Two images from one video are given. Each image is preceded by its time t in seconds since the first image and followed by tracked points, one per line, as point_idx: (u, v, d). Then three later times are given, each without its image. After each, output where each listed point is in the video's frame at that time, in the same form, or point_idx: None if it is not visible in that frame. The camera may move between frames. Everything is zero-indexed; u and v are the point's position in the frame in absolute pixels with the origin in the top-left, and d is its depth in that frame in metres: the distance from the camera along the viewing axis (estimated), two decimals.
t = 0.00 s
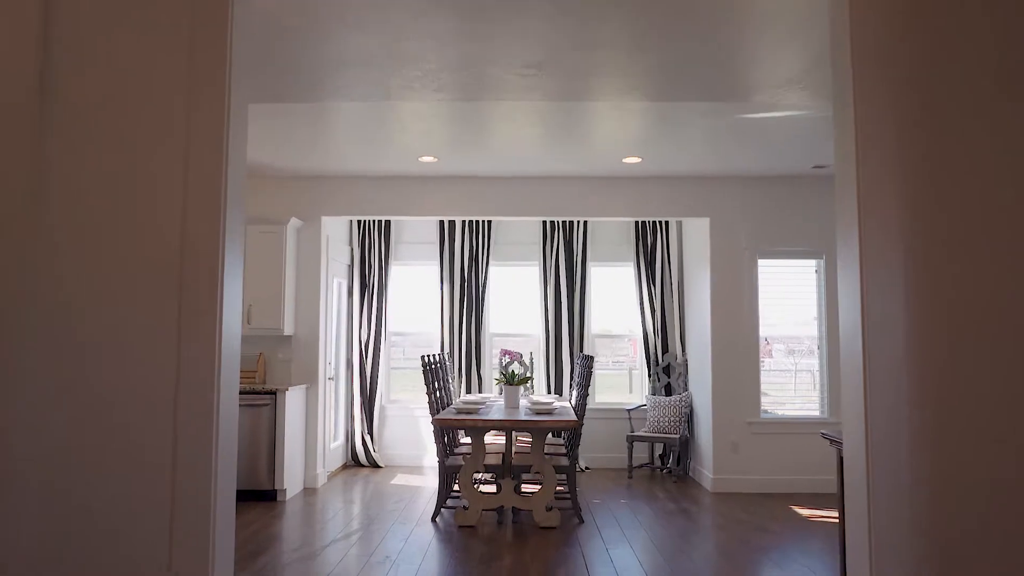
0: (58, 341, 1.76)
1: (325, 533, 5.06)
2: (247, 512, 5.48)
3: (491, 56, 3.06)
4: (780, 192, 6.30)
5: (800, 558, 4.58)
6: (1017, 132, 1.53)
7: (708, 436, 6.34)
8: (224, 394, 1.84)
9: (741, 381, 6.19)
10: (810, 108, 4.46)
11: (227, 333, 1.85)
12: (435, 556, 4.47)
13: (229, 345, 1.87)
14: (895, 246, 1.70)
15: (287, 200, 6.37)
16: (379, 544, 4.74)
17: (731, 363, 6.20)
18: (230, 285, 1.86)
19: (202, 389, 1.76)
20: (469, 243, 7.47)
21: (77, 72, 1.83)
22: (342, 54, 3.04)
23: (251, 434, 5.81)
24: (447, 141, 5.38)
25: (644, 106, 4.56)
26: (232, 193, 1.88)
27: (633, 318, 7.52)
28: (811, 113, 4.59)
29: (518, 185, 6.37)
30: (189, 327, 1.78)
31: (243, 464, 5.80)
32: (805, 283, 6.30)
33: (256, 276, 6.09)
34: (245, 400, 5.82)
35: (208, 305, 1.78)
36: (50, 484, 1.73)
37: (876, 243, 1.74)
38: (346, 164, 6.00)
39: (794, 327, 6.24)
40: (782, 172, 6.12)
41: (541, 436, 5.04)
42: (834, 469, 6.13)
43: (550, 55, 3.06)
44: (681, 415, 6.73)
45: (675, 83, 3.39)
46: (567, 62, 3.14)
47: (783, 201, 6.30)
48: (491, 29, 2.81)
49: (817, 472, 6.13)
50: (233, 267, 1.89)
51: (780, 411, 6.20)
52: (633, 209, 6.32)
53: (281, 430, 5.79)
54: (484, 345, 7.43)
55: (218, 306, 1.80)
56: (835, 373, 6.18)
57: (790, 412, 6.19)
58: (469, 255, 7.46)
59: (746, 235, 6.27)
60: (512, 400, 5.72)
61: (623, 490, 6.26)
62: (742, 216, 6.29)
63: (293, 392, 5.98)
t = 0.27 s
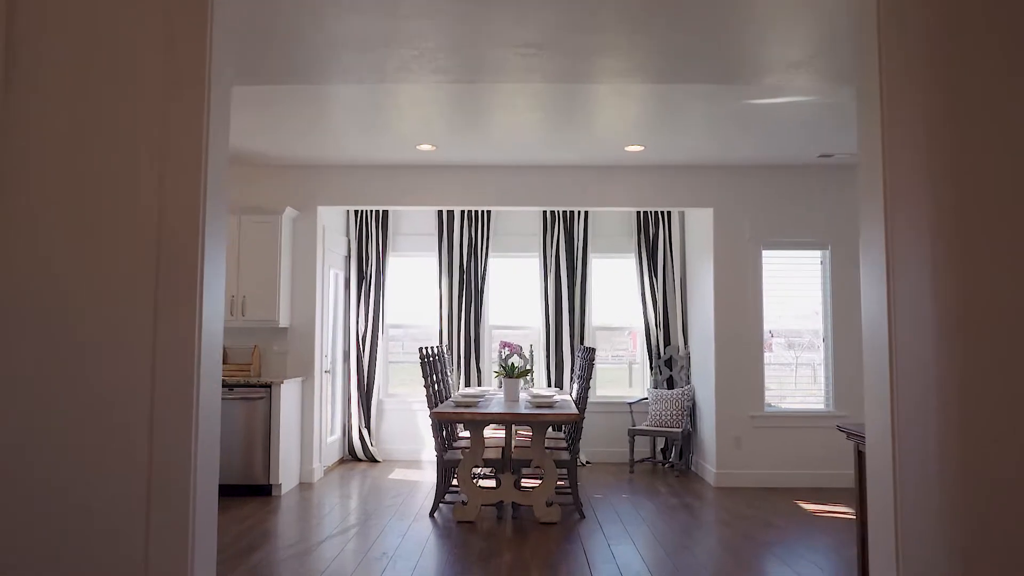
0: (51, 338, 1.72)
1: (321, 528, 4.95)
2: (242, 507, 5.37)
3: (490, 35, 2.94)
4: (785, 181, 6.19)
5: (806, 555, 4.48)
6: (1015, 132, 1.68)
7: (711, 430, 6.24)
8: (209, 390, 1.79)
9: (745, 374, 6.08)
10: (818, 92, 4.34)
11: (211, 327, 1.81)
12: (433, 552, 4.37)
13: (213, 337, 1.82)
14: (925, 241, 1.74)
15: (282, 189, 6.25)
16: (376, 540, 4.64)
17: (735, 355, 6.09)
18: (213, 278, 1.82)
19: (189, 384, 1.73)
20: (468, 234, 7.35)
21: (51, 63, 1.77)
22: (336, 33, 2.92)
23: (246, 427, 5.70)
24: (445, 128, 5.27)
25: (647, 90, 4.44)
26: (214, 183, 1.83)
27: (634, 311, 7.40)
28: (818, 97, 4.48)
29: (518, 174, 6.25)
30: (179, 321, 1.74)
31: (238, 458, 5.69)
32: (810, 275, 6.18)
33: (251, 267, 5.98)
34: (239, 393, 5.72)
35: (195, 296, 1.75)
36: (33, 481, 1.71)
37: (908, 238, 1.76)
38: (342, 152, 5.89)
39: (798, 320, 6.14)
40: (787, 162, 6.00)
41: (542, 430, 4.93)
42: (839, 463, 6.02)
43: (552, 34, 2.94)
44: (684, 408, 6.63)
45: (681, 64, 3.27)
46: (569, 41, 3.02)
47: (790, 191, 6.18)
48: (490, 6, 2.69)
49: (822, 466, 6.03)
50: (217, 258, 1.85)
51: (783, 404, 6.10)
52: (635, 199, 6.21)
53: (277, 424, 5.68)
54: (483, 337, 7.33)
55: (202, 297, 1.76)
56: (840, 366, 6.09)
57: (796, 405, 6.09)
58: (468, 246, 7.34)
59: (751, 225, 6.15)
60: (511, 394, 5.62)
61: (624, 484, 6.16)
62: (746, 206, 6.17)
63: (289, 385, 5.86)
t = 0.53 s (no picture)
0: (42, 337, 1.79)
1: (317, 525, 4.84)
2: (235, 503, 5.26)
3: (486, 11, 2.82)
4: (789, 171, 6.06)
5: (813, 552, 4.37)
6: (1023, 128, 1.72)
7: (714, 425, 6.12)
8: (183, 386, 1.87)
9: (749, 367, 5.96)
10: (825, 73, 4.22)
11: (185, 325, 1.89)
12: (430, 549, 4.26)
13: (190, 335, 1.92)
14: (950, 235, 1.78)
15: (277, 180, 6.13)
16: (372, 537, 4.53)
17: (739, 349, 5.97)
18: (186, 278, 1.89)
19: (160, 380, 1.80)
20: (468, 226, 7.23)
21: (37, 83, 1.83)
22: (326, 10, 2.80)
23: (240, 422, 5.58)
24: (441, 114, 5.15)
25: (650, 72, 4.32)
26: (189, 188, 1.91)
27: (636, 304, 7.29)
28: (825, 81, 4.36)
29: (517, 164, 6.12)
30: (151, 320, 1.81)
31: (232, 453, 5.58)
32: (815, 267, 6.06)
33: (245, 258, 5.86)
34: (233, 386, 5.60)
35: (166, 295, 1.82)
36: (34, 480, 1.77)
37: (934, 233, 1.80)
38: (338, 141, 5.77)
39: (802, 313, 6.02)
40: (792, 151, 5.88)
41: (542, 425, 4.81)
42: (845, 459, 5.91)
43: (552, 10, 2.81)
44: (686, 403, 6.52)
45: (684, 45, 3.16)
46: (568, 18, 2.89)
47: (795, 180, 6.06)
48: None
49: (827, 461, 5.91)
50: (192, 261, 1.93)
51: (787, 398, 5.98)
52: (637, 190, 6.09)
53: (271, 418, 5.57)
54: (482, 331, 7.21)
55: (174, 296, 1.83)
56: (845, 360, 5.97)
57: (800, 399, 5.97)
58: (467, 238, 7.23)
59: (755, 216, 6.03)
60: (511, 387, 5.51)
61: (626, 480, 6.05)
62: (750, 197, 6.05)
63: (284, 379, 5.75)
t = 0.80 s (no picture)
0: None
1: (312, 522, 4.74)
2: (229, 499, 5.15)
3: None
4: (794, 161, 5.94)
5: (820, 549, 4.26)
6: None
7: (717, 421, 6.01)
8: (146, 389, 1.79)
9: (753, 361, 5.84)
10: (832, 56, 4.10)
11: (146, 317, 1.80)
12: (428, 548, 4.16)
13: (156, 327, 1.84)
14: (981, 230, 1.68)
15: (272, 171, 6.02)
16: (368, 535, 4.43)
17: (743, 342, 5.85)
18: (149, 268, 1.80)
19: (122, 374, 1.71)
20: (467, 218, 7.12)
21: (31, 80, 1.75)
22: None
23: (234, 416, 5.47)
24: (439, 102, 5.03)
25: (652, 55, 4.20)
26: (150, 172, 1.81)
27: (637, 298, 7.18)
28: (833, 65, 4.25)
29: (517, 154, 6.01)
30: (112, 321, 1.72)
31: (226, 449, 5.47)
32: (821, 260, 5.93)
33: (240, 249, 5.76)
34: (227, 380, 5.49)
35: (128, 285, 1.73)
36: None
37: (965, 224, 1.68)
38: (334, 130, 5.65)
39: (807, 307, 5.89)
40: (797, 141, 5.76)
41: (542, 420, 4.70)
42: (851, 454, 5.79)
43: None
44: (689, 397, 6.41)
45: (689, 24, 3.04)
46: None
47: (801, 171, 5.93)
48: None
49: (833, 457, 5.79)
50: (156, 249, 1.85)
51: (791, 393, 5.86)
52: (639, 180, 5.97)
53: (266, 413, 5.46)
54: (482, 325, 7.11)
55: (138, 286, 1.75)
56: (851, 354, 5.85)
57: (805, 394, 5.85)
58: (466, 230, 7.11)
59: (760, 208, 5.91)
60: (510, 382, 5.40)
61: (628, 476, 5.94)
62: (754, 187, 5.92)
63: (279, 373, 5.64)
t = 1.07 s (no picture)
0: None
1: (310, 520, 4.64)
2: (224, 497, 5.05)
3: None
4: (800, 152, 5.82)
5: (828, 548, 4.15)
6: None
7: (721, 417, 5.90)
8: (108, 391, 1.76)
9: (758, 356, 5.73)
10: (841, 40, 3.98)
11: (111, 320, 1.78)
12: (426, 546, 4.06)
13: (121, 329, 1.83)
14: None
15: (268, 162, 5.92)
16: (365, 533, 4.33)
17: (747, 337, 5.74)
18: (114, 271, 1.79)
19: (82, 375, 1.69)
20: (466, 211, 7.00)
21: None
22: None
23: (228, 413, 5.37)
24: (436, 91, 4.92)
25: (655, 41, 4.09)
26: (115, 175, 1.79)
27: (639, 292, 7.08)
28: (840, 50, 4.13)
29: (517, 144, 5.89)
30: (71, 322, 1.69)
31: (220, 446, 5.37)
32: (827, 253, 5.82)
33: (235, 242, 5.65)
34: (221, 376, 5.37)
35: (89, 285, 1.71)
36: None
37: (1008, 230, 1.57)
38: (330, 120, 5.53)
39: (812, 301, 5.78)
40: (803, 132, 5.64)
41: (543, 416, 4.59)
42: (858, 451, 5.68)
43: None
44: (692, 393, 6.32)
45: (695, 4, 2.94)
46: None
47: (807, 162, 5.82)
48: None
49: (839, 454, 5.68)
50: (122, 250, 1.83)
51: (796, 388, 5.76)
52: (641, 171, 5.85)
53: (261, 409, 5.36)
54: (481, 320, 7.00)
55: (99, 286, 1.73)
56: (858, 349, 5.74)
57: (811, 389, 5.75)
58: (465, 223, 7.00)
59: (765, 200, 5.79)
60: (510, 377, 5.29)
61: (630, 474, 5.84)
62: (759, 179, 5.81)
63: (274, 368, 5.53)
